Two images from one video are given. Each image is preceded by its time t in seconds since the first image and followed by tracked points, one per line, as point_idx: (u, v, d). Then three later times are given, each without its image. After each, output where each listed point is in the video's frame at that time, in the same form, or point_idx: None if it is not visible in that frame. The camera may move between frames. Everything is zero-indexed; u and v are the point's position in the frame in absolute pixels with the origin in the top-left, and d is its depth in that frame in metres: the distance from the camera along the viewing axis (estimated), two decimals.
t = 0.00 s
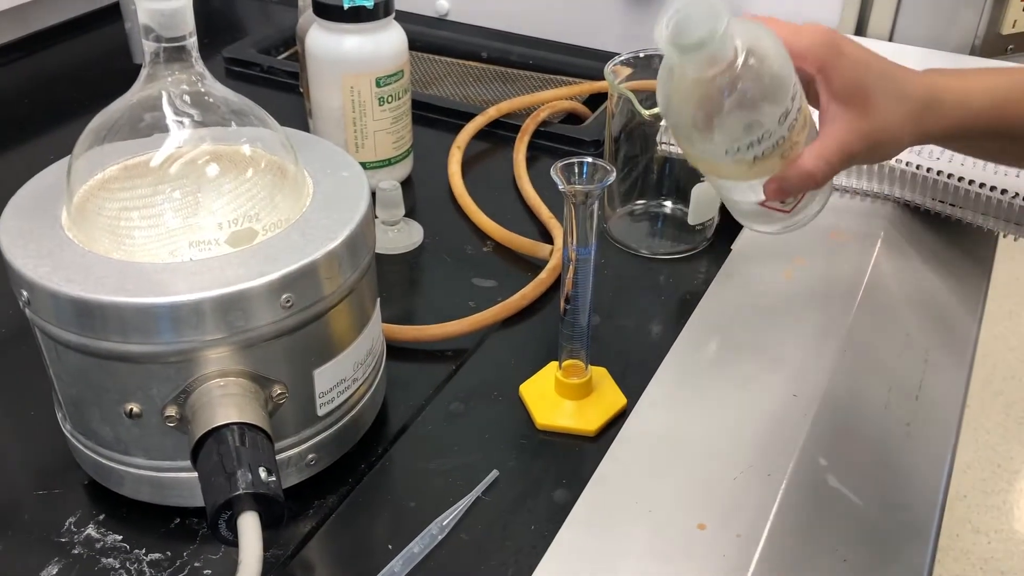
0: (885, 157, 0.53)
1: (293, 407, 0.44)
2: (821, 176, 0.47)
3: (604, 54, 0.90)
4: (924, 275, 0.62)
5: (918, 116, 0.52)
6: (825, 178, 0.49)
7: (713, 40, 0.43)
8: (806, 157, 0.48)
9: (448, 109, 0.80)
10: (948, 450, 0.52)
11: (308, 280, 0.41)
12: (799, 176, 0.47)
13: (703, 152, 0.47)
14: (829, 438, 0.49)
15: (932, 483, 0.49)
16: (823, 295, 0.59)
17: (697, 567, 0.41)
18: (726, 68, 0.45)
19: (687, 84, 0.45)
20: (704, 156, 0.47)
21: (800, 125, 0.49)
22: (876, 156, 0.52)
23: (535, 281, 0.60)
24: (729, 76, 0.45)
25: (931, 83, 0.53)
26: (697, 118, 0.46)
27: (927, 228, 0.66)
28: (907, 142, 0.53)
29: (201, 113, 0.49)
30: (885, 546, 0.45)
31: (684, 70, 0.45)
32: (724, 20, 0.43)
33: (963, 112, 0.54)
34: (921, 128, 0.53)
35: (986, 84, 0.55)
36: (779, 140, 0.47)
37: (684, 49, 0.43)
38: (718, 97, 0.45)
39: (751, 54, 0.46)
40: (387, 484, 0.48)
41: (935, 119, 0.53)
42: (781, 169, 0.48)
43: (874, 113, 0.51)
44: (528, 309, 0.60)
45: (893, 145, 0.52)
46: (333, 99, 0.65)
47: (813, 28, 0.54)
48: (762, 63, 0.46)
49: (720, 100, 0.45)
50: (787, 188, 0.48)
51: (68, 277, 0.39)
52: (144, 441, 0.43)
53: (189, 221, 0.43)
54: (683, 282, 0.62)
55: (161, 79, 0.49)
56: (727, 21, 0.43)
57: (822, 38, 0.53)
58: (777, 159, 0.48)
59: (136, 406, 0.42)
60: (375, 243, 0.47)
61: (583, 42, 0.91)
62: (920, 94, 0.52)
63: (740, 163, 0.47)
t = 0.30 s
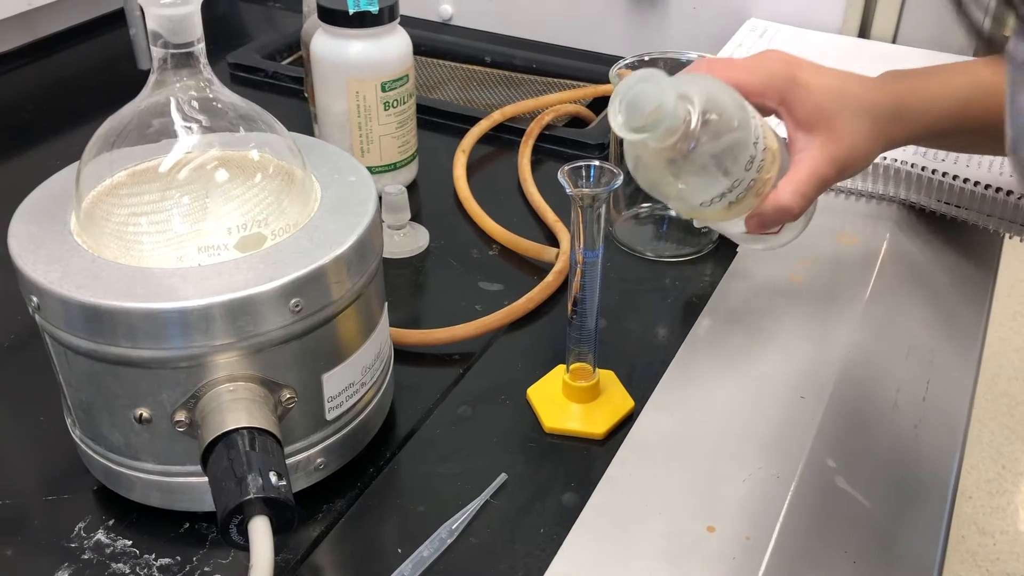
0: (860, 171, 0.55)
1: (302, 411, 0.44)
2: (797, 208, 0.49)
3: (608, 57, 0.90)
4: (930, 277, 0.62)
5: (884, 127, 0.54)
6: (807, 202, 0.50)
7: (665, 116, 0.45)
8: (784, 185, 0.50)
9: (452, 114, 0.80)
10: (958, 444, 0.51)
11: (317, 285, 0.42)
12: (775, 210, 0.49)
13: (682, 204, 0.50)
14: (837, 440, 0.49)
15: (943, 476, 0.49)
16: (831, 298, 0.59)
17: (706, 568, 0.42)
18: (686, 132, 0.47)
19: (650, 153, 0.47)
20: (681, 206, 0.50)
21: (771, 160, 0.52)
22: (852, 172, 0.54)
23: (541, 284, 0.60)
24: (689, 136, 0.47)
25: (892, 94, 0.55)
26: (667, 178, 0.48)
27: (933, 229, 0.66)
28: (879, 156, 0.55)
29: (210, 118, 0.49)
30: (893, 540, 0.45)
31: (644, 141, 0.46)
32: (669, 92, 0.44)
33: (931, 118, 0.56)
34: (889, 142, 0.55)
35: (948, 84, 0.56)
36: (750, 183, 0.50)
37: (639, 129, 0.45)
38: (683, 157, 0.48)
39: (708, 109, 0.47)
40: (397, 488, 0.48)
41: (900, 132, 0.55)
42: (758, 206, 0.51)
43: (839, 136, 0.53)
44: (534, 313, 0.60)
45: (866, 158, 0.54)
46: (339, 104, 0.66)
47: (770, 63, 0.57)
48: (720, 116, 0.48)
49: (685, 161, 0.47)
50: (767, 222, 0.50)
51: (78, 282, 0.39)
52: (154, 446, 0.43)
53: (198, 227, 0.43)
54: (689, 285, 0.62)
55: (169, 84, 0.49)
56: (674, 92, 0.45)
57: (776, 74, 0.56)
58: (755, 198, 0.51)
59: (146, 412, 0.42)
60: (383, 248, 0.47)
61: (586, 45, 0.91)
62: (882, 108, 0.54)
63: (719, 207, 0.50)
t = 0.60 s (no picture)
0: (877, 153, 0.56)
1: (311, 412, 0.44)
2: (821, 181, 0.49)
3: (612, 58, 0.90)
4: (937, 277, 0.62)
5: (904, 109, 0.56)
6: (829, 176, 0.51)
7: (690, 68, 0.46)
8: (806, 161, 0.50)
9: (457, 115, 0.81)
10: (965, 448, 0.51)
11: (327, 285, 0.41)
12: (800, 184, 0.49)
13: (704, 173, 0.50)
14: (846, 441, 0.49)
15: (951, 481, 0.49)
16: (837, 299, 0.59)
17: (716, 569, 0.41)
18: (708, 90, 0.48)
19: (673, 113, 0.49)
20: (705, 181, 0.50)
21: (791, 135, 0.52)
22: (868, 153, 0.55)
23: (547, 286, 0.60)
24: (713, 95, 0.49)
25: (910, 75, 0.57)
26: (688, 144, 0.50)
27: (939, 230, 0.66)
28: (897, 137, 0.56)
29: (217, 119, 0.49)
30: (903, 542, 0.45)
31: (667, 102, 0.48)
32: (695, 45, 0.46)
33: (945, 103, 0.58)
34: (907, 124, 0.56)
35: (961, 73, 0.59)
36: (773, 150, 0.50)
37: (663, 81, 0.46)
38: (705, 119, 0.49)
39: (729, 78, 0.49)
40: (405, 489, 0.48)
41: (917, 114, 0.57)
42: (781, 179, 0.51)
43: (857, 114, 0.54)
44: (541, 314, 0.60)
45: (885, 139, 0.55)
46: (345, 105, 0.66)
47: (789, 41, 0.58)
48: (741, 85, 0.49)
49: (707, 123, 0.49)
50: (789, 199, 0.50)
51: (87, 283, 0.39)
52: (163, 447, 0.43)
53: (207, 228, 0.43)
54: (695, 286, 0.62)
55: (178, 85, 0.49)
56: (698, 48, 0.47)
57: (796, 52, 0.57)
58: (776, 170, 0.51)
59: (155, 412, 0.42)
60: (391, 249, 0.47)
61: (591, 47, 0.91)
62: (902, 88, 0.56)
63: (742, 179, 0.50)
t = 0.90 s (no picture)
0: (881, 139, 0.56)
1: (316, 409, 0.44)
2: (829, 152, 0.49)
3: (616, 57, 0.90)
4: (941, 276, 0.62)
5: (907, 99, 0.57)
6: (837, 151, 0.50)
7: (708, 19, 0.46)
8: (813, 137, 0.49)
9: (461, 114, 0.81)
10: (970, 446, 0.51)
11: (332, 283, 0.42)
12: (809, 156, 0.48)
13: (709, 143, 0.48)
14: (851, 439, 0.49)
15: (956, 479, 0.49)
16: (841, 298, 0.59)
17: (721, 568, 0.41)
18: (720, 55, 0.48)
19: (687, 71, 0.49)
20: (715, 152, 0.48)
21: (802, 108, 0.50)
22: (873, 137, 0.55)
23: (552, 284, 0.60)
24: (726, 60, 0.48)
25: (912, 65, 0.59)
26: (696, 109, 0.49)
27: (943, 229, 0.66)
28: (902, 120, 0.57)
29: (223, 118, 0.49)
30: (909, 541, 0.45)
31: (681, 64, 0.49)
32: None
33: (947, 93, 0.59)
34: (913, 107, 0.57)
35: (961, 68, 0.60)
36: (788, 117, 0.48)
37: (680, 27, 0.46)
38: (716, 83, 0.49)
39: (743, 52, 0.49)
40: (409, 487, 0.48)
41: (921, 97, 0.58)
42: (793, 151, 0.48)
43: (863, 96, 0.54)
44: (545, 313, 0.60)
45: (889, 124, 0.56)
46: (349, 104, 0.66)
47: (797, 34, 0.60)
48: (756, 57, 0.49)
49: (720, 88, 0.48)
50: (802, 173, 0.48)
51: (94, 281, 0.39)
52: (168, 445, 0.43)
53: (212, 226, 0.43)
54: (699, 285, 0.62)
55: (184, 84, 0.49)
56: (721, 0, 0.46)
57: (802, 40, 0.59)
58: (787, 142, 0.49)
59: (160, 410, 0.42)
60: (396, 248, 0.47)
61: (595, 47, 0.91)
62: (906, 75, 0.57)
63: (755, 149, 0.47)
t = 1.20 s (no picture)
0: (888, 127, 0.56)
1: (320, 410, 0.44)
2: (833, 159, 0.49)
3: (620, 56, 0.90)
4: (945, 276, 0.62)
5: (910, 79, 0.56)
6: (841, 152, 0.51)
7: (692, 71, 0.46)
8: (814, 144, 0.50)
9: (464, 113, 0.81)
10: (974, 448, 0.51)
11: (336, 283, 0.41)
12: (812, 165, 0.49)
13: (717, 170, 0.51)
14: (855, 441, 0.49)
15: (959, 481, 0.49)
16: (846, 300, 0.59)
17: (724, 570, 0.41)
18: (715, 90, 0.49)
19: (679, 117, 0.49)
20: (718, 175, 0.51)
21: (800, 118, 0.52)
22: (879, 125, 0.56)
23: (556, 285, 0.60)
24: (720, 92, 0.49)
25: (914, 41, 0.57)
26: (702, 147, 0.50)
27: (947, 230, 0.66)
28: (908, 101, 0.56)
29: (227, 118, 0.49)
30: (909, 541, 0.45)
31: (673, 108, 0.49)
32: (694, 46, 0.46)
33: (957, 66, 0.57)
34: (917, 86, 0.56)
35: (967, 38, 0.58)
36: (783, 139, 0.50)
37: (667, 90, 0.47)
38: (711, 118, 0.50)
39: (733, 75, 0.49)
40: (411, 487, 0.48)
41: (925, 75, 0.56)
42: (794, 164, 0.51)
43: (864, 89, 0.55)
44: (548, 313, 0.60)
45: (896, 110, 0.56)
46: (352, 103, 0.66)
47: (790, 27, 0.60)
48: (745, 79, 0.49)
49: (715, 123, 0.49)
50: (807, 181, 0.50)
51: (98, 281, 0.39)
52: (172, 445, 0.43)
53: (217, 226, 0.43)
54: (703, 286, 0.62)
55: (188, 83, 0.49)
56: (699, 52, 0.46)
57: (802, 34, 0.59)
58: (788, 156, 0.51)
59: (164, 410, 0.42)
60: (400, 248, 0.47)
61: (598, 46, 0.91)
62: (912, 51, 0.56)
63: (756, 169, 0.50)
